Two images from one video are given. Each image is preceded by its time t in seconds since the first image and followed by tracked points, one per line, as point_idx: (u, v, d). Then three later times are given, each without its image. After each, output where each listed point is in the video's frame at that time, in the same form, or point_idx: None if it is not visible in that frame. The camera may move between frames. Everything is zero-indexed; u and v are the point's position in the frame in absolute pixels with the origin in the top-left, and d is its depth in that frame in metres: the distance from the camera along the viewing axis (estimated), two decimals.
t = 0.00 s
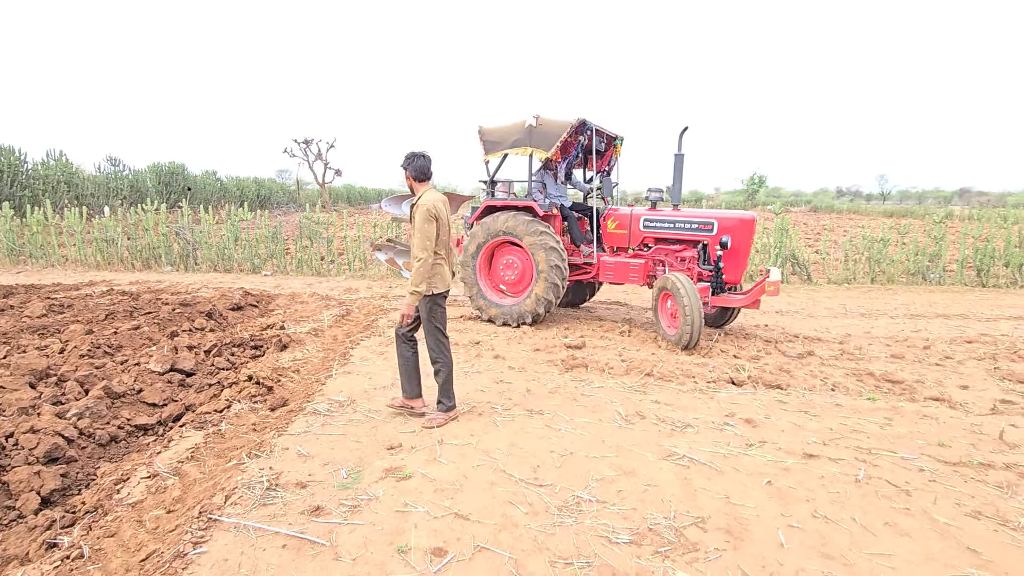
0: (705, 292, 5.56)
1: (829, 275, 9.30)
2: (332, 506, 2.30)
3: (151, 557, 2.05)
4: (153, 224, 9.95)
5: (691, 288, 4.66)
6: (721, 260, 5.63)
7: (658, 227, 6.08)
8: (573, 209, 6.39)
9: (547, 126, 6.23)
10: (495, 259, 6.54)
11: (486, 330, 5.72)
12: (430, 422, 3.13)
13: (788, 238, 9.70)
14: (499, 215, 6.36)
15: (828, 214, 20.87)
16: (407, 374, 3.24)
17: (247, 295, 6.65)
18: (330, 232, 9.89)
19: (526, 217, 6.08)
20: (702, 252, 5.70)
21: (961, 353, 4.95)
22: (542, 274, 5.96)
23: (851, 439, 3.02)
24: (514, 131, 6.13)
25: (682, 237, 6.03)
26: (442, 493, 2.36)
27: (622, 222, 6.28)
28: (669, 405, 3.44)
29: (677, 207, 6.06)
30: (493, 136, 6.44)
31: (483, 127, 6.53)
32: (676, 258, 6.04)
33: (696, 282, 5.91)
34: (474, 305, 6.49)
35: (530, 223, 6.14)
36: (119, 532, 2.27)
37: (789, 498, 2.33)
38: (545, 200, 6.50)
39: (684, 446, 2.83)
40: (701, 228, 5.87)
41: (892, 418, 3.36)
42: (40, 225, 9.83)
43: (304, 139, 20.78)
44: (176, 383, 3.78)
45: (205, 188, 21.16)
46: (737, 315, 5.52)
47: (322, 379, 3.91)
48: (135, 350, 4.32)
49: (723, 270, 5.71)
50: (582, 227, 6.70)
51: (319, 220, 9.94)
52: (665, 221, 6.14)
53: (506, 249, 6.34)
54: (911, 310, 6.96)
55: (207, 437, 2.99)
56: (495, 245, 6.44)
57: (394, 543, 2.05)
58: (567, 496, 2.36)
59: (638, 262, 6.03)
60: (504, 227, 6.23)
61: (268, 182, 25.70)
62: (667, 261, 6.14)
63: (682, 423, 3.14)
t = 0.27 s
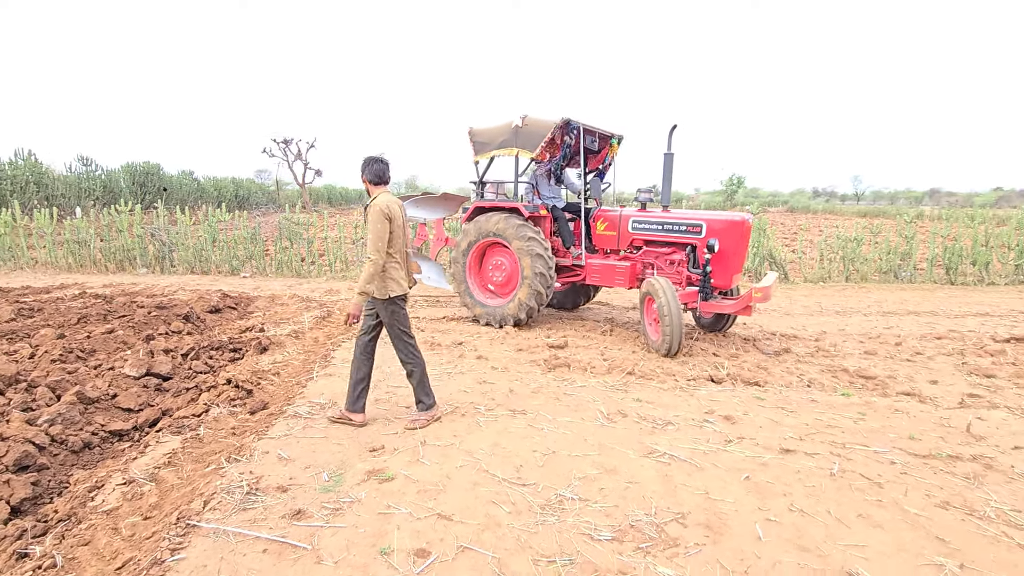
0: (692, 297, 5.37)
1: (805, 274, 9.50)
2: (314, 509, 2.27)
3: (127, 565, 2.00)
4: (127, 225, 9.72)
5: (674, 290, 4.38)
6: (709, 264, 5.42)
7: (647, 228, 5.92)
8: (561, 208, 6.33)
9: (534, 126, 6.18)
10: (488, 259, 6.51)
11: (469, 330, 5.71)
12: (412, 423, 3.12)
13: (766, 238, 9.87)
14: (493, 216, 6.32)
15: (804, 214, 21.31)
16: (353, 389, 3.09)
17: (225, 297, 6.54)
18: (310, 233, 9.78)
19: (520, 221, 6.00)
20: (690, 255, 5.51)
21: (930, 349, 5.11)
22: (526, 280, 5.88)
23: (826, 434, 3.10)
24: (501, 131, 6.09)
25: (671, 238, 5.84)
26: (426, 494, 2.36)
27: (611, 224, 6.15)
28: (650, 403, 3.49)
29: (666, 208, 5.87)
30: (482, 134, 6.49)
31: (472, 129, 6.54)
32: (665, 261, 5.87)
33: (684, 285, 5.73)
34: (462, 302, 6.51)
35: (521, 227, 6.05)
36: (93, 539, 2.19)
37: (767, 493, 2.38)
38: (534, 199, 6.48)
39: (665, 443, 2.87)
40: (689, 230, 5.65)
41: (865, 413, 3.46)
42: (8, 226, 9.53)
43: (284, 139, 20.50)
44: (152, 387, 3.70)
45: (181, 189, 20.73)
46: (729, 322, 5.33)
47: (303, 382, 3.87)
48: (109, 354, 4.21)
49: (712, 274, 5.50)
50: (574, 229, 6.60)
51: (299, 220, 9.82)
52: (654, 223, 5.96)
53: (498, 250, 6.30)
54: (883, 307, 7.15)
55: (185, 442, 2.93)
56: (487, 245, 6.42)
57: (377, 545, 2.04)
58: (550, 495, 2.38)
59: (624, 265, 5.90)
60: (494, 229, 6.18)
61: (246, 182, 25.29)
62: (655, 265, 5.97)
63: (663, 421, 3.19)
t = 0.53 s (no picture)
0: (679, 302, 5.16)
1: (785, 272, 9.66)
2: (299, 511, 2.26)
3: (107, 571, 1.95)
4: (105, 226, 9.53)
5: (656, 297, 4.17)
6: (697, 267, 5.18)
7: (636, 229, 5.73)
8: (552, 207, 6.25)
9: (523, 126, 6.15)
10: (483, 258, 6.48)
11: (455, 330, 5.70)
12: (398, 424, 3.12)
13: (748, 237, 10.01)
14: (489, 218, 6.28)
15: (784, 214, 21.63)
16: (335, 394, 3.09)
17: (206, 299, 6.44)
18: (293, 233, 9.67)
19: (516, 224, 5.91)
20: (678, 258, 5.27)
21: (906, 345, 5.23)
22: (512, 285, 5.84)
23: (806, 429, 3.16)
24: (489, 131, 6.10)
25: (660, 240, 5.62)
26: (412, 494, 2.36)
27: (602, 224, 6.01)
28: (635, 401, 3.53)
29: (655, 208, 5.66)
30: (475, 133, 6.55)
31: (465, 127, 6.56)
32: (654, 263, 5.65)
33: (673, 289, 5.51)
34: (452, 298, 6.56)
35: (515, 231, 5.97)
36: (72, 545, 2.14)
37: (748, 488, 2.43)
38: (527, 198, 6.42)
39: (650, 441, 2.90)
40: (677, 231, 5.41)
41: (843, 408, 3.54)
42: None
43: (266, 138, 20.24)
44: (131, 391, 3.64)
45: (160, 188, 20.34)
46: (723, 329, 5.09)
47: (288, 383, 3.84)
48: (86, 357, 4.13)
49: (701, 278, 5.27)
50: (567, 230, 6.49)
51: (282, 221, 9.71)
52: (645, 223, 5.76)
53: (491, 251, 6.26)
54: (861, 305, 7.30)
55: (166, 446, 2.89)
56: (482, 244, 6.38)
57: (363, 545, 2.04)
58: (536, 493, 2.39)
59: (611, 267, 5.71)
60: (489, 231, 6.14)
61: (227, 182, 24.89)
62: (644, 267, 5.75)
63: (648, 418, 3.23)
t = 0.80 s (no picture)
0: (668, 308, 4.93)
1: (771, 271, 9.78)
2: (289, 511, 2.25)
3: (95, 574, 1.93)
4: (87, 226, 9.38)
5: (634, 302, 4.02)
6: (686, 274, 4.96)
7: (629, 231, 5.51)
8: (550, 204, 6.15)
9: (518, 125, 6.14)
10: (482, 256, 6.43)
11: (444, 329, 5.70)
12: (389, 424, 3.11)
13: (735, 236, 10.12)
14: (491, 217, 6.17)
15: (770, 213, 21.89)
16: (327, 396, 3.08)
17: (192, 299, 6.38)
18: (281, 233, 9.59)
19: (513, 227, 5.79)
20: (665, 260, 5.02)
21: (888, 342, 5.34)
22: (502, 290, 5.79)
23: (792, 425, 3.21)
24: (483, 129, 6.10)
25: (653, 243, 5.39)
26: (403, 494, 2.36)
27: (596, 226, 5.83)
28: (624, 399, 3.56)
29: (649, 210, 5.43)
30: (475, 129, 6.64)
31: (464, 126, 6.60)
32: (647, 267, 5.42)
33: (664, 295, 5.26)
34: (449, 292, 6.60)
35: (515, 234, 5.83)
36: (59, 549, 2.11)
37: (736, 483, 2.46)
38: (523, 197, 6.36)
39: (639, 438, 2.93)
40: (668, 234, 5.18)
41: (828, 404, 3.61)
42: None
43: (252, 137, 20.04)
44: (117, 393, 3.59)
45: (143, 188, 20.02)
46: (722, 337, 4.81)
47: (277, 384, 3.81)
48: (70, 359, 4.07)
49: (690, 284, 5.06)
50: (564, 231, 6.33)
51: (269, 221, 9.63)
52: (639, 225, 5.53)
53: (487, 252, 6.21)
54: (845, 303, 7.42)
55: (154, 447, 2.86)
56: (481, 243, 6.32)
57: (355, 545, 2.03)
58: (527, 491, 2.41)
59: (600, 268, 5.50)
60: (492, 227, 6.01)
61: (212, 181, 24.60)
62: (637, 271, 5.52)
63: (637, 416, 3.26)
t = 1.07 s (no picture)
0: (658, 314, 4.60)
1: (761, 270, 9.89)
2: (284, 510, 2.26)
3: (91, 573, 1.93)
4: (76, 226, 9.29)
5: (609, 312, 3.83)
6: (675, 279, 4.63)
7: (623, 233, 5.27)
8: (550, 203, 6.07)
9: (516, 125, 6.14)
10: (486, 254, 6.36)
11: (438, 329, 5.71)
12: (383, 423, 3.13)
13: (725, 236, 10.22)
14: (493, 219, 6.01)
15: (760, 213, 22.10)
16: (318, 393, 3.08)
17: (184, 300, 6.34)
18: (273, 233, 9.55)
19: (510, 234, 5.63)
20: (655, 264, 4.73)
21: (875, 340, 5.42)
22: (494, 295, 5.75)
23: (781, 421, 3.26)
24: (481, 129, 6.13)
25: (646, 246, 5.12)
26: (398, 491, 2.38)
27: (593, 227, 5.62)
28: (617, 397, 3.60)
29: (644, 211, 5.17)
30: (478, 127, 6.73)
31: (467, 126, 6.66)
32: (640, 271, 5.16)
33: (655, 300, 4.95)
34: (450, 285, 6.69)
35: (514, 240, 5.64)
36: (54, 548, 2.11)
37: (726, 478, 2.51)
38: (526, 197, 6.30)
39: (631, 435, 2.97)
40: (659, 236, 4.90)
41: (816, 401, 3.67)
42: None
43: (243, 137, 19.93)
44: (109, 393, 3.58)
45: (132, 188, 19.82)
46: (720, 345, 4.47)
47: (270, 384, 3.81)
48: (61, 360, 4.05)
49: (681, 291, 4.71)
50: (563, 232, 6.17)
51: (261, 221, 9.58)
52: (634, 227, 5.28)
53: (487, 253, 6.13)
54: (834, 301, 7.52)
55: (148, 447, 2.86)
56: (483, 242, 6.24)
57: (351, 542, 2.05)
58: (521, 487, 2.43)
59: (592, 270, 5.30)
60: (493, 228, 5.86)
61: (202, 181, 24.43)
62: (630, 274, 5.26)
63: (629, 413, 3.30)
